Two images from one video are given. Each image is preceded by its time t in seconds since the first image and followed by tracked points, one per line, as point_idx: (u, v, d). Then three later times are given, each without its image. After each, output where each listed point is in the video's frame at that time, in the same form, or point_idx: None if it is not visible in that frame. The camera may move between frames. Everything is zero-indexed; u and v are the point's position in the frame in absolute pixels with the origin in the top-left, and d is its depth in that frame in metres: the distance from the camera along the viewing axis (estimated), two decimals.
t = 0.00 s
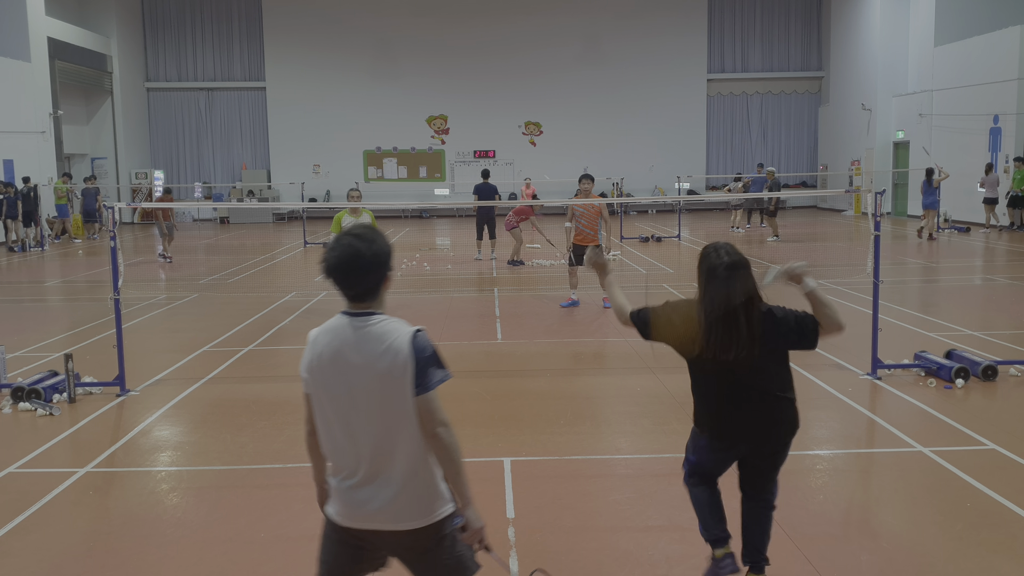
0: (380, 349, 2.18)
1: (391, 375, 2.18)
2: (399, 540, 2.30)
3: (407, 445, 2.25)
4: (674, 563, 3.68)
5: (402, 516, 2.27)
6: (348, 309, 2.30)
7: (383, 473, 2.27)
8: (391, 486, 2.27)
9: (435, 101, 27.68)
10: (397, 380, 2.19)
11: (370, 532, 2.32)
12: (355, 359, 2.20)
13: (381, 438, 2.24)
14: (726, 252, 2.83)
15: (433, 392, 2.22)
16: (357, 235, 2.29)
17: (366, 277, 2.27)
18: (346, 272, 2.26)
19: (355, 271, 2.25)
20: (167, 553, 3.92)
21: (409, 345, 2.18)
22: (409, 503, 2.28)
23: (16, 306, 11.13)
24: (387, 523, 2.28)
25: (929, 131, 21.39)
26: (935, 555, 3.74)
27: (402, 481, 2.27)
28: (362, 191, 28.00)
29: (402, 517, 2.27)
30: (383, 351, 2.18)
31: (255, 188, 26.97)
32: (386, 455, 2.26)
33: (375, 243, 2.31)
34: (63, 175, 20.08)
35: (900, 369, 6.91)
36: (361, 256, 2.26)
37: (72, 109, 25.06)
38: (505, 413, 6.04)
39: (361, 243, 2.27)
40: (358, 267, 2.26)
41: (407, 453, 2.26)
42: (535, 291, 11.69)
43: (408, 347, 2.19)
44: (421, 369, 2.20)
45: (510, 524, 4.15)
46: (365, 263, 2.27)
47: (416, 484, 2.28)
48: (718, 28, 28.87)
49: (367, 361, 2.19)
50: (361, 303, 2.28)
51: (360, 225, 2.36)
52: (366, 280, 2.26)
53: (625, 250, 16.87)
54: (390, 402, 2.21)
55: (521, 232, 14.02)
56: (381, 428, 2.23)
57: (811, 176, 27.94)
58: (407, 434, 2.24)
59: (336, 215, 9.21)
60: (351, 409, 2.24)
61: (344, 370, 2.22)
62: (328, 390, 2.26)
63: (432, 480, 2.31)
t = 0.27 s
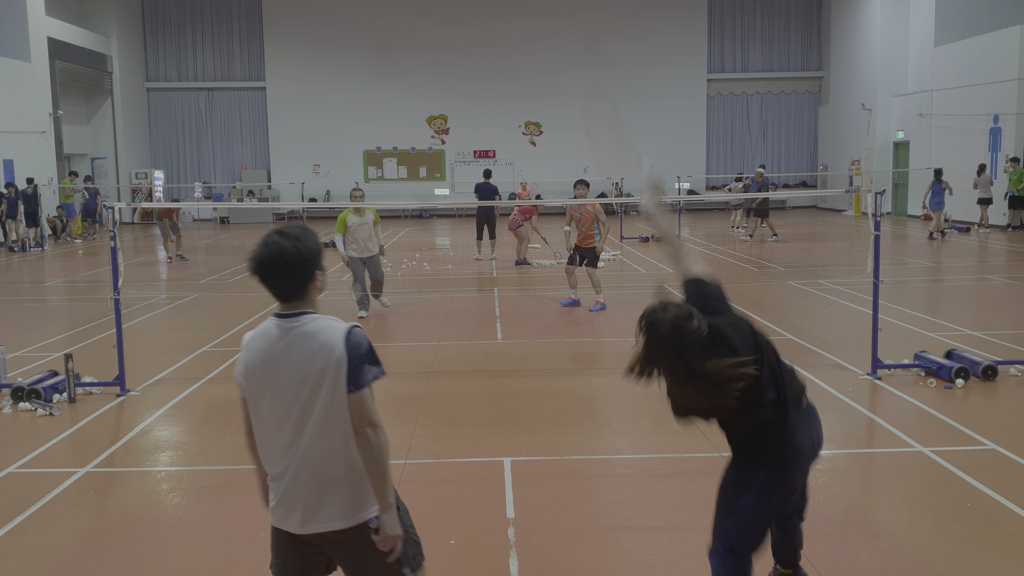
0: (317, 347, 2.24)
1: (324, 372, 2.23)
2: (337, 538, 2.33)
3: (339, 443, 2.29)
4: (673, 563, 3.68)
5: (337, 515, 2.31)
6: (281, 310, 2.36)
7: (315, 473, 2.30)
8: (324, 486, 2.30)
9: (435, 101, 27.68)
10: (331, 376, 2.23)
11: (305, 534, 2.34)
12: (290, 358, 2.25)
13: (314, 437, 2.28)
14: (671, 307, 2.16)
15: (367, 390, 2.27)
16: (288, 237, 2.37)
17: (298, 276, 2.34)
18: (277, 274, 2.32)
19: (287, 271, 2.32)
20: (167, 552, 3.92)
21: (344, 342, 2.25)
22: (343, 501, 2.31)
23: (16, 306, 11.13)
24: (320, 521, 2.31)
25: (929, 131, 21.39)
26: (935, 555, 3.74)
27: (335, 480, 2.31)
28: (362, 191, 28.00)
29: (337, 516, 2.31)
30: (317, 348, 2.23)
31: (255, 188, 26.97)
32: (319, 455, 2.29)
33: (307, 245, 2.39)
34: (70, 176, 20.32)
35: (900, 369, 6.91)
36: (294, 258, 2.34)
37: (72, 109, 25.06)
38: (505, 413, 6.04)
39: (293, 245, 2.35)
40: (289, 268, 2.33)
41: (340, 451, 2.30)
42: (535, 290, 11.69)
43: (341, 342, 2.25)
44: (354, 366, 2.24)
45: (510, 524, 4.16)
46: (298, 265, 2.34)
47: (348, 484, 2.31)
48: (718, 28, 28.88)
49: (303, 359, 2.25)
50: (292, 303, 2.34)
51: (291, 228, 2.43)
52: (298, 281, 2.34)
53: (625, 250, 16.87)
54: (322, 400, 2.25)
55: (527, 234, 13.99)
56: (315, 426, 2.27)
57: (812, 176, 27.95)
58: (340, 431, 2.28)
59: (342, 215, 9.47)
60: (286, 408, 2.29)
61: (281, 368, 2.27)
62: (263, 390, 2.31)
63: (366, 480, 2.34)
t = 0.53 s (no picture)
0: (297, 333, 2.29)
1: (309, 356, 2.29)
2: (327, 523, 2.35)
3: (326, 424, 2.34)
4: (674, 562, 3.68)
5: (326, 500, 2.33)
6: (256, 304, 2.39)
7: (305, 459, 2.33)
8: (314, 471, 2.34)
9: (434, 101, 27.68)
10: (316, 359, 2.29)
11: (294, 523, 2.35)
12: (274, 347, 2.30)
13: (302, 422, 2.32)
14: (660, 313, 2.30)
15: (353, 368, 2.33)
16: (256, 231, 2.40)
17: (273, 269, 2.38)
18: (252, 266, 2.35)
19: (260, 264, 2.36)
20: (167, 552, 3.92)
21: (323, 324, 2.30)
22: (333, 485, 2.34)
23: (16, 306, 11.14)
24: (312, 508, 2.33)
25: (929, 131, 21.39)
26: (935, 555, 3.74)
27: (323, 463, 2.34)
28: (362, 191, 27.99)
29: (327, 500, 2.33)
30: (298, 334, 2.29)
31: (255, 188, 26.97)
32: (311, 439, 2.33)
33: (276, 238, 2.43)
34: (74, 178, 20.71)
35: (900, 369, 6.91)
36: (266, 251, 2.38)
37: (72, 109, 25.06)
38: (505, 413, 6.04)
39: (264, 238, 2.39)
40: (262, 263, 2.36)
41: (328, 434, 2.34)
42: (537, 291, 11.69)
43: (323, 325, 2.31)
44: (337, 346, 2.31)
45: (510, 524, 4.16)
46: (271, 255, 2.38)
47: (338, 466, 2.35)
48: (718, 29, 28.88)
49: (285, 345, 2.30)
50: (267, 296, 2.39)
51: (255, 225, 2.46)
52: (273, 272, 2.38)
53: (625, 250, 16.87)
54: (307, 384, 2.30)
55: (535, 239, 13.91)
56: (301, 411, 2.32)
57: (812, 176, 27.94)
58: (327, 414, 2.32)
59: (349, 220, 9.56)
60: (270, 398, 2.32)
61: (264, 359, 2.31)
62: (246, 384, 2.33)
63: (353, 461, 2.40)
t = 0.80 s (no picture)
0: (317, 329, 2.38)
1: (324, 354, 2.37)
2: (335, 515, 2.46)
3: (336, 421, 2.42)
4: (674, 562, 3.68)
5: (333, 493, 2.44)
6: (282, 299, 2.49)
7: (313, 454, 2.42)
8: (321, 466, 2.43)
9: (434, 101, 27.68)
10: (331, 358, 2.38)
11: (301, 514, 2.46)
12: (291, 342, 2.39)
13: (314, 418, 2.41)
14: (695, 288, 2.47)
15: (365, 369, 2.42)
16: (289, 229, 2.52)
17: (303, 265, 2.49)
18: (283, 262, 2.47)
19: (291, 260, 2.47)
20: (167, 552, 3.92)
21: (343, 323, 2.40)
22: (340, 479, 2.44)
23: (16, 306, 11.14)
24: (319, 500, 2.44)
25: (929, 131, 21.38)
26: (935, 555, 3.74)
27: (331, 459, 2.43)
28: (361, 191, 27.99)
29: (333, 493, 2.44)
30: (319, 330, 2.38)
31: (255, 188, 26.96)
32: (322, 434, 2.42)
33: (308, 236, 2.54)
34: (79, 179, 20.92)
35: (901, 369, 6.91)
36: (297, 248, 2.49)
37: (72, 109, 25.06)
38: (505, 413, 6.04)
39: (295, 236, 2.50)
40: (293, 259, 2.47)
41: (337, 432, 2.42)
42: (537, 291, 11.70)
43: (341, 326, 2.40)
44: (353, 347, 2.40)
45: (510, 524, 4.16)
46: (300, 253, 2.49)
47: (345, 463, 2.44)
48: (718, 28, 28.87)
49: (304, 340, 2.38)
50: (295, 290, 2.49)
51: (291, 223, 2.59)
52: (302, 268, 2.49)
53: (625, 250, 16.86)
54: (321, 382, 2.39)
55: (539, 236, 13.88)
56: (314, 407, 2.40)
57: (812, 176, 27.93)
58: (338, 412, 2.41)
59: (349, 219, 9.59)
60: (286, 391, 2.41)
61: (283, 351, 2.40)
62: (265, 376, 2.43)
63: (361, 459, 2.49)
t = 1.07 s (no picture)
0: (344, 316, 2.57)
1: (348, 342, 2.55)
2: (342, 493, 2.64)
3: (351, 405, 2.59)
4: (674, 563, 3.68)
5: (342, 471, 2.61)
6: (316, 283, 2.68)
7: (328, 432, 2.60)
8: (332, 444, 2.61)
9: (434, 101, 27.67)
10: (354, 346, 2.55)
11: (312, 486, 2.66)
12: (318, 326, 2.58)
13: (331, 399, 2.59)
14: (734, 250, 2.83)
15: (384, 360, 2.58)
16: (333, 218, 2.70)
17: (341, 255, 2.68)
18: (321, 250, 2.65)
19: (329, 248, 2.65)
20: (168, 552, 3.92)
21: (368, 314, 2.57)
22: (349, 460, 2.61)
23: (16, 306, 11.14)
24: (327, 476, 2.62)
25: (929, 131, 21.38)
26: (935, 555, 3.74)
27: (342, 440, 2.60)
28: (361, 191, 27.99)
29: (341, 471, 2.61)
30: (347, 317, 2.56)
31: (255, 188, 26.96)
32: (337, 414, 2.60)
33: (348, 229, 2.72)
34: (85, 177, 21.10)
35: (900, 369, 6.91)
36: (337, 239, 2.68)
37: (72, 109, 25.07)
38: (505, 413, 6.04)
39: (337, 227, 2.68)
40: (330, 247, 2.65)
41: (351, 415, 2.60)
42: (537, 290, 11.70)
43: (368, 317, 2.57)
44: (376, 339, 2.57)
45: (510, 524, 4.16)
46: (338, 244, 2.67)
47: (356, 445, 2.61)
48: (718, 28, 28.87)
49: (331, 326, 2.57)
50: (328, 277, 2.67)
51: (334, 213, 2.77)
52: (338, 258, 2.67)
53: (625, 250, 16.86)
54: (342, 368, 2.56)
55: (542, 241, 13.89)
56: (333, 389, 2.58)
57: (812, 176, 27.92)
58: (355, 397, 2.59)
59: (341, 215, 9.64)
60: (308, 370, 2.60)
61: (311, 334, 2.59)
62: (291, 355, 2.62)
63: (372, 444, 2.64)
